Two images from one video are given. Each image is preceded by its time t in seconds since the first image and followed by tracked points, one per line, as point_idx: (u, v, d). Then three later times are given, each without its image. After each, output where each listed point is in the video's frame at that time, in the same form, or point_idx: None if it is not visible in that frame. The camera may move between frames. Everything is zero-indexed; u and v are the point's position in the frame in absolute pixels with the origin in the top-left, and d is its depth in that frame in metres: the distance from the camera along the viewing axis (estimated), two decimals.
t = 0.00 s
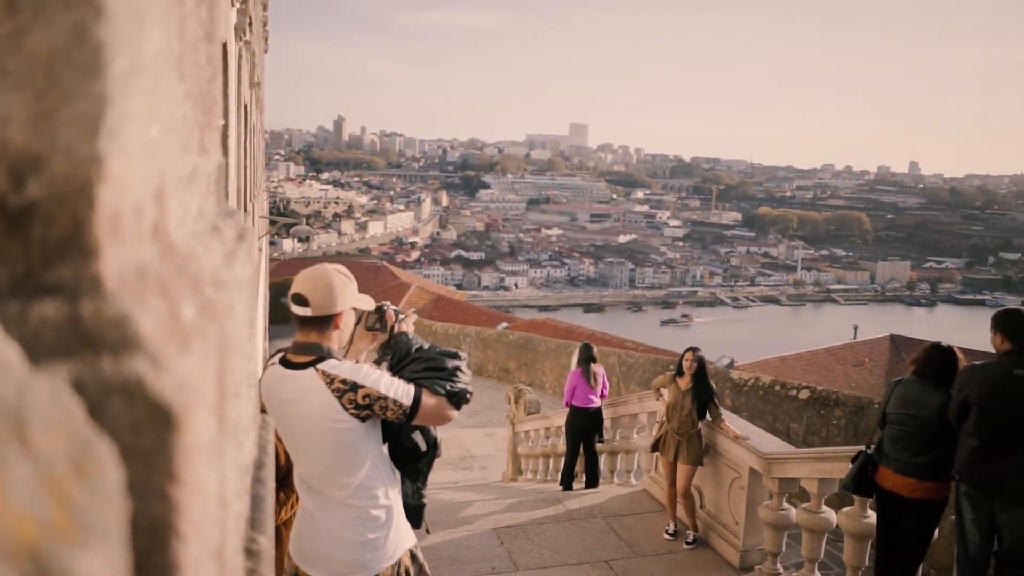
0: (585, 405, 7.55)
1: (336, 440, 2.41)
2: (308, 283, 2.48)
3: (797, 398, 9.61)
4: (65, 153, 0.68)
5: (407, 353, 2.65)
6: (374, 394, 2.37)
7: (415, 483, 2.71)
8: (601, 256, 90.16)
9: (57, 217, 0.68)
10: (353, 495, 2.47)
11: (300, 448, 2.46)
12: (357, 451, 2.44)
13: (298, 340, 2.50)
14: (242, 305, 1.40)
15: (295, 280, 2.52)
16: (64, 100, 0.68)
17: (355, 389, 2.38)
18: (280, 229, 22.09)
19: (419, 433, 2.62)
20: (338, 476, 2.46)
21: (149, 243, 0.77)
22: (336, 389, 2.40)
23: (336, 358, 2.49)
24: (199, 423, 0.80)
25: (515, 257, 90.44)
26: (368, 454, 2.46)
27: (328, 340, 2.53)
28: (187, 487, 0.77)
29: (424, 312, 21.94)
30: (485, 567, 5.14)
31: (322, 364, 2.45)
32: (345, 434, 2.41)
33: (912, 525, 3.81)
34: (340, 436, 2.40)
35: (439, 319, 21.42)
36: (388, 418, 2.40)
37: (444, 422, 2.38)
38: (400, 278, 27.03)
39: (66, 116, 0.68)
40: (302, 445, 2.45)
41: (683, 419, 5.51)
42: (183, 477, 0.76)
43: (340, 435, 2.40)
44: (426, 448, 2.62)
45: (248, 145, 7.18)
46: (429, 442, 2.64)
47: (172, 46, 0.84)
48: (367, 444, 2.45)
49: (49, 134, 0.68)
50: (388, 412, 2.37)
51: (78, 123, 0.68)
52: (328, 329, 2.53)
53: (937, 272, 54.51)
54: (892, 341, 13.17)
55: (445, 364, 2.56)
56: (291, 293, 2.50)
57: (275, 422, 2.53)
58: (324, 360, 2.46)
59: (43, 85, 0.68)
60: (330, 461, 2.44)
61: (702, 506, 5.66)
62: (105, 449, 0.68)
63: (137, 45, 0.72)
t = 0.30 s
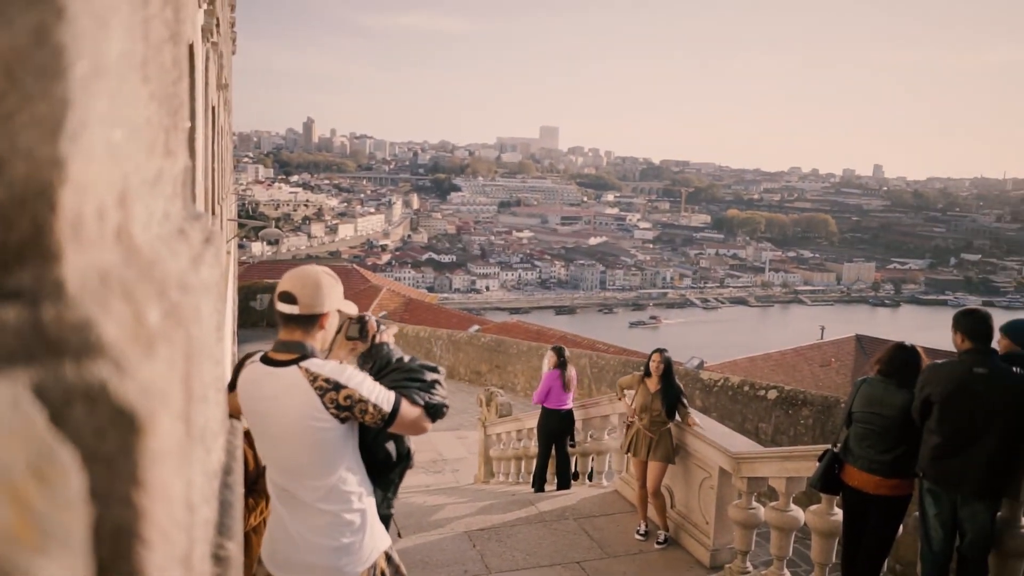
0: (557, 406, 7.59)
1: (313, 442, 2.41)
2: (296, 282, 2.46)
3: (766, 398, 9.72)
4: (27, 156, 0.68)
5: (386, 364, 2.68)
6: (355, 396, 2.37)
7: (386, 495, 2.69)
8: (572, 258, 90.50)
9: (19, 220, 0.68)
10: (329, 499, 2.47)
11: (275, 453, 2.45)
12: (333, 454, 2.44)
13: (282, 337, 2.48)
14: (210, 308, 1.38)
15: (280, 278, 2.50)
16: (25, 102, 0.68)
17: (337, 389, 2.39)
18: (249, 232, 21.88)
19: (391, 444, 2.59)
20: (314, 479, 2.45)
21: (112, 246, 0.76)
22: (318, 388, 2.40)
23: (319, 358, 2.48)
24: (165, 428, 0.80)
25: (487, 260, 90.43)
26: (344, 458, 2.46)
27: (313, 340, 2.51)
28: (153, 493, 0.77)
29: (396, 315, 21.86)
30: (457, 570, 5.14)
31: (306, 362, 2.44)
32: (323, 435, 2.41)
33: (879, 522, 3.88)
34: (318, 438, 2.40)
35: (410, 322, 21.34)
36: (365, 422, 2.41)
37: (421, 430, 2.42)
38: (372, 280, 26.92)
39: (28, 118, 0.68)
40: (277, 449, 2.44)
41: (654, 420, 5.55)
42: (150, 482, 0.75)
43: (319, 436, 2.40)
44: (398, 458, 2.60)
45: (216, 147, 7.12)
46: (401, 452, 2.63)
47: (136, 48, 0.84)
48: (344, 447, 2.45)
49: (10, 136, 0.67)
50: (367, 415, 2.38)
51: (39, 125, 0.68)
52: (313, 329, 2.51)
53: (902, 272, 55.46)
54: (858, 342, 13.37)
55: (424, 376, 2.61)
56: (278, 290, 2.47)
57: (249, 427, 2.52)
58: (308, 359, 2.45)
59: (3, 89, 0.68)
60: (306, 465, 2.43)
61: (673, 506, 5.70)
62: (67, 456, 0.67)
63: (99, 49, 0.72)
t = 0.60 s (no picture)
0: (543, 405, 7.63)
1: (316, 444, 2.40)
2: (302, 280, 2.48)
3: (750, 397, 9.77)
4: (10, 156, 0.67)
5: (382, 372, 2.73)
6: (359, 394, 2.38)
7: (379, 501, 2.71)
8: (557, 259, 90.49)
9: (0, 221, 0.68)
10: (329, 502, 2.47)
11: (275, 454, 2.44)
12: (334, 456, 2.44)
13: (285, 335, 2.48)
14: (193, 310, 1.37)
15: (282, 278, 2.52)
16: (7, 102, 0.67)
17: (342, 385, 2.38)
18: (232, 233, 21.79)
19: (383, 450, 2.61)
20: (315, 481, 2.45)
21: (95, 247, 0.76)
22: (324, 383, 2.39)
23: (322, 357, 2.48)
24: (150, 428, 0.81)
25: (471, 260, 90.46)
26: (346, 459, 2.46)
27: (315, 339, 2.51)
28: (137, 493, 0.78)
29: (381, 316, 21.81)
30: (443, 571, 5.14)
31: (310, 359, 2.44)
32: (325, 436, 2.40)
33: (862, 519, 3.91)
34: (324, 437, 2.40)
35: (396, 323, 21.30)
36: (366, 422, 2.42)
37: (416, 434, 2.46)
38: (356, 281, 26.79)
39: (9, 118, 0.68)
40: (277, 450, 2.44)
41: (639, 420, 5.58)
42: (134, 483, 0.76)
43: (321, 436, 2.40)
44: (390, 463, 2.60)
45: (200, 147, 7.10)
46: (393, 458, 2.63)
47: (120, 47, 0.83)
48: (346, 448, 2.45)
49: None
50: (369, 415, 2.39)
51: (20, 127, 0.68)
52: (316, 328, 2.51)
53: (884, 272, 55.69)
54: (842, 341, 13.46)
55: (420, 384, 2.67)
56: (281, 290, 2.48)
57: (249, 426, 2.51)
58: (311, 356, 2.45)
59: None
60: (306, 468, 2.43)
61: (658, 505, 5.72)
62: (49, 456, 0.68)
63: (80, 49, 0.72)
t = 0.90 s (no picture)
0: (524, 403, 7.65)
1: (326, 440, 2.43)
2: (307, 279, 2.51)
3: (729, 395, 9.83)
4: None
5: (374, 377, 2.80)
6: (369, 394, 2.43)
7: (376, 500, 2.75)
8: (539, 258, 90.53)
9: None
10: (335, 498, 2.50)
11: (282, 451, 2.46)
12: (343, 452, 2.47)
13: (290, 333, 2.50)
14: (170, 312, 1.36)
15: (283, 278, 2.53)
16: None
17: (354, 383, 2.43)
18: (211, 232, 21.61)
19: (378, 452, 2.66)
20: (324, 479, 2.47)
21: (68, 247, 0.75)
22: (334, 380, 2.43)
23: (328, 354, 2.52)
24: (124, 430, 0.81)
25: (452, 259, 90.45)
26: (353, 455, 2.49)
27: (319, 337, 2.55)
28: (111, 495, 0.78)
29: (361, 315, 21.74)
30: (424, 570, 5.13)
31: (318, 356, 2.48)
32: (336, 432, 2.43)
33: (840, 514, 3.95)
34: (336, 433, 2.43)
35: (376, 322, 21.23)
36: (370, 422, 2.46)
37: (410, 442, 2.50)
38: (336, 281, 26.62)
39: None
40: (289, 449, 2.45)
41: (620, 418, 5.61)
42: (107, 484, 0.77)
43: (332, 433, 2.43)
44: (387, 466, 2.61)
45: (177, 145, 7.06)
46: (390, 460, 2.64)
47: (92, 43, 0.82)
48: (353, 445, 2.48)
49: None
50: (374, 414, 2.44)
51: None
52: (319, 326, 2.55)
53: (862, 269, 56.16)
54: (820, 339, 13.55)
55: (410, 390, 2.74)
56: (287, 288, 2.50)
57: (254, 423, 2.52)
58: (318, 354, 2.49)
59: None
60: (314, 465, 2.45)
61: (638, 502, 5.75)
62: (19, 455, 0.68)
63: (51, 45, 0.72)
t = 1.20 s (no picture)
0: (505, 402, 7.69)
1: (337, 432, 2.52)
2: (308, 277, 2.64)
3: (709, 392, 9.90)
4: None
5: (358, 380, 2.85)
6: (375, 390, 2.55)
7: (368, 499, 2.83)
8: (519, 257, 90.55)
9: None
10: (342, 491, 2.58)
11: (292, 447, 2.53)
12: (351, 446, 2.57)
13: (294, 329, 2.60)
14: (145, 313, 1.35)
15: (281, 276, 2.63)
16: None
17: (363, 376, 2.54)
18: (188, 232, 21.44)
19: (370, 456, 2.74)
20: (332, 472, 2.56)
21: (39, 247, 0.74)
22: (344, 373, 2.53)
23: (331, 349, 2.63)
24: (97, 431, 0.81)
25: (433, 259, 90.46)
26: (359, 449, 2.59)
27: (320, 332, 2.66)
28: (84, 496, 0.78)
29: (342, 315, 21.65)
30: (405, 570, 5.13)
31: (324, 350, 2.58)
32: (346, 424, 2.53)
33: (818, 510, 4.00)
34: (346, 426, 2.52)
35: (357, 322, 21.15)
36: (374, 418, 2.57)
37: (400, 447, 2.59)
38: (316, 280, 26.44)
39: None
40: (299, 443, 2.52)
41: (602, 416, 5.62)
42: (80, 485, 0.77)
43: (342, 425, 2.52)
44: (380, 467, 2.71)
45: (153, 145, 7.02)
46: (383, 462, 2.74)
47: (63, 40, 0.81)
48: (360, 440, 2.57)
49: None
50: (379, 410, 2.56)
51: None
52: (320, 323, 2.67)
53: (839, 266, 56.70)
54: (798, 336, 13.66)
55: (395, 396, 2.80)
56: (290, 285, 2.61)
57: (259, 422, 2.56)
58: (323, 348, 2.60)
59: None
60: (324, 458, 2.54)
61: (620, 501, 5.77)
62: None
63: (21, 42, 0.71)
